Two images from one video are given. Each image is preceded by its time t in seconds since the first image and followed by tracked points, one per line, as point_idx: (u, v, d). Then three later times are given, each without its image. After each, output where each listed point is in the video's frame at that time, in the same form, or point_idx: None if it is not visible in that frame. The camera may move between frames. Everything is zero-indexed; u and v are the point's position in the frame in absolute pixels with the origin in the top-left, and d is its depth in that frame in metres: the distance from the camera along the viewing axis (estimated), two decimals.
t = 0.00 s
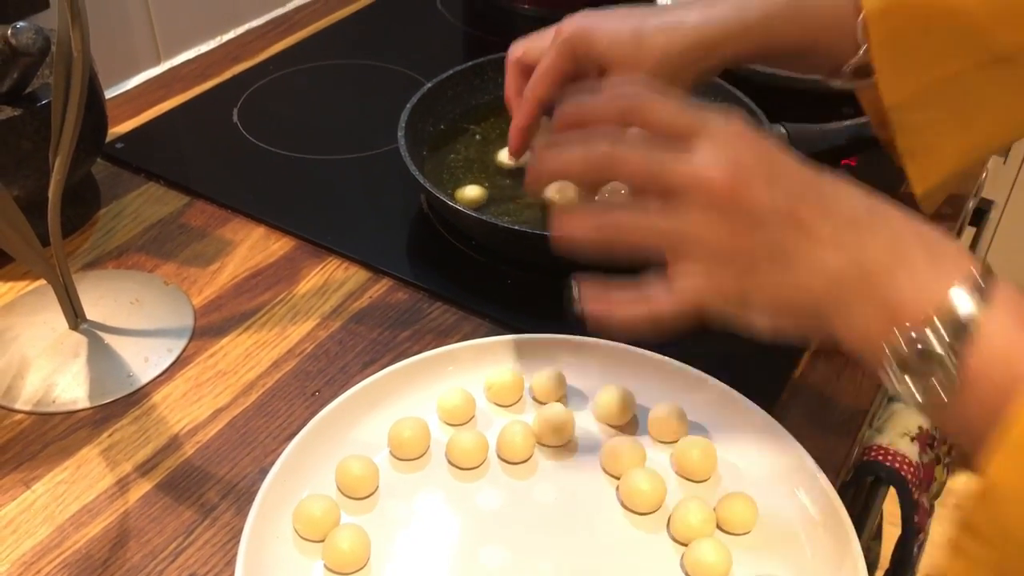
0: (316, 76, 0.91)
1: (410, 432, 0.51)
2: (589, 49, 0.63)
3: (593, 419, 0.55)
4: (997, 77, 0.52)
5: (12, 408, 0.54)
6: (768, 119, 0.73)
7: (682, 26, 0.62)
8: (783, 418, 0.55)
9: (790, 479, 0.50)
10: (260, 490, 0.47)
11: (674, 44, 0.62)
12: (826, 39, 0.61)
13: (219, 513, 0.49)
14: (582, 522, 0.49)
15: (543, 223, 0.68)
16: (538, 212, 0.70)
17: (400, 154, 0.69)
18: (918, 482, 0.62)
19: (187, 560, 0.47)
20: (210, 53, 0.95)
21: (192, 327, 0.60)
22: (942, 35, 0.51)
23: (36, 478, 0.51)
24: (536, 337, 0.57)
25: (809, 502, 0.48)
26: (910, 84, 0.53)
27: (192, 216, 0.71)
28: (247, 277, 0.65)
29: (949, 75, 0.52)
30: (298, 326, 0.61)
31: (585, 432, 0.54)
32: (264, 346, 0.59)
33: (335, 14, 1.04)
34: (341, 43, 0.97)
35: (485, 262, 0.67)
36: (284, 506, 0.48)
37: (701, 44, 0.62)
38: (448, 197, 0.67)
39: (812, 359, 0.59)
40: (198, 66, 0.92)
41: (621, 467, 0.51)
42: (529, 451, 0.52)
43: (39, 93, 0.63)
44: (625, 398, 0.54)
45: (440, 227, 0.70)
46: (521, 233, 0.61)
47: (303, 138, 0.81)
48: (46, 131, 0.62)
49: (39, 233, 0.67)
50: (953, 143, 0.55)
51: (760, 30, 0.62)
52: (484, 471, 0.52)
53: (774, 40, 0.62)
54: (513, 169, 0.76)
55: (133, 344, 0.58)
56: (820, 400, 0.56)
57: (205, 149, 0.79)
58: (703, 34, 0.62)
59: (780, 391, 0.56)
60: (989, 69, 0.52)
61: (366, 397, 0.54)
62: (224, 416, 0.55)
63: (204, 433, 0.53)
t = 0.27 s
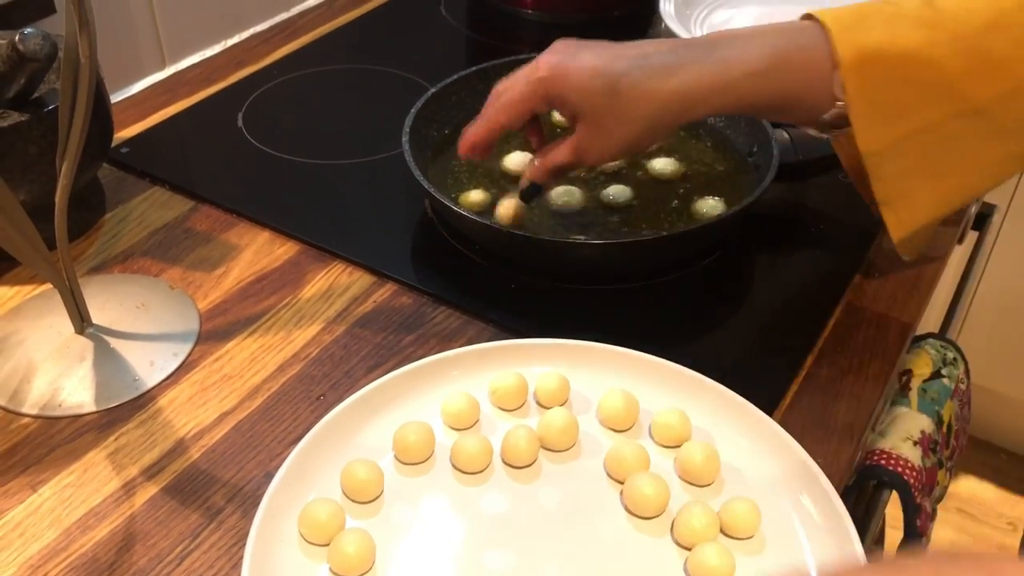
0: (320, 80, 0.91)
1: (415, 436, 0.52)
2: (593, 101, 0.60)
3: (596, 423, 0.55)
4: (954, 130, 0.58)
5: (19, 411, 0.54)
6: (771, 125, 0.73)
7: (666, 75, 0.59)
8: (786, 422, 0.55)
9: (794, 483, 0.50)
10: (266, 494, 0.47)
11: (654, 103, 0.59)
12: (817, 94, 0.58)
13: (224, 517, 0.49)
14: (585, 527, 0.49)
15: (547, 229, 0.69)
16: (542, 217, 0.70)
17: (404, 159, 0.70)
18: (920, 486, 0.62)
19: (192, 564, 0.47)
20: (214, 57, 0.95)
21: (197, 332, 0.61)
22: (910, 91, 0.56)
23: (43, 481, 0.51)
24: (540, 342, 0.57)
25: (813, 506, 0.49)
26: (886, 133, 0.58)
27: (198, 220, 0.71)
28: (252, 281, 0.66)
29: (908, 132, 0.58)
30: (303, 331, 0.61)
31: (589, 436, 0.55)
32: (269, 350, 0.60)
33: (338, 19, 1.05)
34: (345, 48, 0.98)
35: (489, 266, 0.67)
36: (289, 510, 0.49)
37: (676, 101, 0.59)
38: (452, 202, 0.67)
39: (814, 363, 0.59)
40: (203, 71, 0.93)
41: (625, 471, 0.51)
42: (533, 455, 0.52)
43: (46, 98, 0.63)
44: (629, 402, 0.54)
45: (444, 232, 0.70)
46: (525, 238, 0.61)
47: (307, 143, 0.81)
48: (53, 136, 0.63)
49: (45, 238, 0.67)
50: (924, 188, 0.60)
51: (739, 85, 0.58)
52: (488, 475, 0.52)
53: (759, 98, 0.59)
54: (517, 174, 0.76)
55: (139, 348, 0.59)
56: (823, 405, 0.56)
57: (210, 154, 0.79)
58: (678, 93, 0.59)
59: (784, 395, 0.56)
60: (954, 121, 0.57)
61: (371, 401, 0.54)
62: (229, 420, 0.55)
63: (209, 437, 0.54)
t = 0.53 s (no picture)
0: (321, 80, 0.92)
1: (414, 433, 0.52)
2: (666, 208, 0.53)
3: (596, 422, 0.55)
4: None
5: (19, 409, 0.55)
6: (771, 125, 0.73)
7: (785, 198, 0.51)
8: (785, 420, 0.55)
9: (793, 482, 0.50)
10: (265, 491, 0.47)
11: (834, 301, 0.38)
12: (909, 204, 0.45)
13: (224, 514, 0.49)
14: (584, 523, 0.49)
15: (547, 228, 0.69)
16: (542, 216, 0.70)
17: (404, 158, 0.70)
18: (921, 485, 0.62)
19: (192, 561, 0.47)
20: (215, 57, 0.95)
21: (197, 330, 0.61)
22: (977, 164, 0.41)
23: (43, 479, 0.51)
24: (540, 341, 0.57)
25: (812, 504, 0.49)
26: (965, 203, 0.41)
27: (198, 219, 0.71)
28: (252, 280, 0.66)
29: (997, 198, 0.41)
30: (303, 329, 0.61)
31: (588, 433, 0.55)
32: (269, 349, 0.60)
33: (339, 19, 1.05)
34: (346, 47, 0.98)
35: (489, 265, 0.67)
36: (288, 507, 0.49)
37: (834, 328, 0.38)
38: (452, 201, 0.67)
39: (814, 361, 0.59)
40: (203, 70, 0.93)
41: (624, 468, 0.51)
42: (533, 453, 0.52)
43: (46, 97, 0.63)
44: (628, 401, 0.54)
45: (444, 232, 0.70)
46: (525, 236, 0.61)
47: (308, 142, 0.81)
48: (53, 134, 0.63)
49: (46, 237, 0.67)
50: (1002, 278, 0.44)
51: (890, 261, 0.40)
52: (488, 473, 0.52)
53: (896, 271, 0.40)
54: (517, 173, 0.76)
55: (139, 346, 0.59)
56: (822, 403, 0.56)
57: (210, 153, 0.79)
58: (823, 307, 0.38)
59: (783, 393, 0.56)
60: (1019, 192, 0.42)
61: (371, 399, 0.54)
62: (229, 418, 0.55)
63: (209, 435, 0.54)
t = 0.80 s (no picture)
0: (320, 81, 0.92)
1: (413, 434, 0.52)
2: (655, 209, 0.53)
3: (595, 422, 0.55)
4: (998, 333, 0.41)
5: (18, 411, 0.55)
6: (770, 126, 0.74)
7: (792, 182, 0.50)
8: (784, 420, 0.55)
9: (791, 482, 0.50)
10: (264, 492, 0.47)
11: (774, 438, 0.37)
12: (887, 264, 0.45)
13: (222, 515, 0.49)
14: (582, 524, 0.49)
15: (545, 229, 0.69)
16: (541, 217, 0.70)
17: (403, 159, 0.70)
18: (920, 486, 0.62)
19: (190, 562, 0.47)
20: (214, 59, 0.96)
21: (196, 332, 0.61)
22: (959, 286, 0.40)
23: (42, 480, 0.51)
24: (538, 342, 0.57)
25: (810, 504, 0.49)
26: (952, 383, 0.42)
27: (197, 221, 0.71)
28: (251, 281, 0.66)
29: (953, 313, 0.40)
30: (302, 331, 0.61)
31: (586, 434, 0.55)
32: (268, 350, 0.60)
33: (337, 20, 1.05)
34: (345, 49, 0.98)
35: (488, 266, 0.67)
36: (287, 508, 0.49)
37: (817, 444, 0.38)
38: (451, 202, 0.67)
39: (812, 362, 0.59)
40: (203, 72, 0.93)
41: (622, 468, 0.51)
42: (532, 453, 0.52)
43: (45, 99, 0.63)
44: (627, 401, 0.54)
45: (442, 232, 0.70)
46: (523, 238, 0.62)
47: (307, 144, 0.82)
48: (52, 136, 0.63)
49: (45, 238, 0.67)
50: (983, 388, 0.41)
51: (853, 377, 0.39)
52: (487, 473, 0.52)
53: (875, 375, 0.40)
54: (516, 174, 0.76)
55: (138, 348, 0.59)
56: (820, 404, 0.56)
57: (209, 154, 0.79)
58: (784, 461, 0.37)
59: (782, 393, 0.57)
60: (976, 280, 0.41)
61: (369, 400, 0.54)
62: (228, 419, 0.55)
63: (208, 436, 0.54)
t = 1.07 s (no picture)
0: (320, 82, 0.92)
1: (413, 435, 0.52)
2: (642, 137, 0.56)
3: (594, 422, 0.55)
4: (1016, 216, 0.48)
5: (18, 411, 0.55)
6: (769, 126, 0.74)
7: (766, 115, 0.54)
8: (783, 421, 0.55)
9: (790, 482, 0.50)
10: (264, 493, 0.47)
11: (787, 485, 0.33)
12: (925, 143, 0.50)
13: (222, 516, 0.49)
14: (580, 525, 0.49)
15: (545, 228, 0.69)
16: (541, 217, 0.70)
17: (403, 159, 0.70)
18: (919, 484, 0.62)
19: (190, 562, 0.47)
20: (214, 60, 0.96)
21: (196, 332, 0.61)
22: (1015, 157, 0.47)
23: (42, 480, 0.51)
24: (537, 342, 0.58)
25: (809, 504, 0.49)
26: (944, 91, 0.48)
27: (196, 221, 0.71)
28: (251, 282, 0.66)
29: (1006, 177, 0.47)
30: (302, 331, 0.61)
31: (585, 434, 0.55)
32: (268, 350, 0.60)
33: (337, 21, 1.05)
34: (345, 49, 0.98)
35: (488, 266, 0.68)
36: (287, 508, 0.49)
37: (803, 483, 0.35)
38: (450, 203, 0.67)
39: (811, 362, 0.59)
40: (203, 73, 0.93)
41: (621, 468, 0.51)
42: (532, 453, 0.52)
43: (45, 99, 0.63)
44: (626, 401, 0.54)
45: (442, 232, 0.70)
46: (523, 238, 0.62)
47: (307, 144, 0.82)
48: (52, 136, 0.63)
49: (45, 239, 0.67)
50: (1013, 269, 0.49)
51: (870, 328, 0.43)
52: (486, 474, 0.52)
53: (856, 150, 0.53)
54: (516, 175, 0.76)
55: (138, 348, 0.59)
56: (820, 404, 0.56)
57: (208, 155, 0.79)
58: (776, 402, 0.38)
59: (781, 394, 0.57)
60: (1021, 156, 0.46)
61: (369, 400, 0.54)
62: (227, 419, 0.55)
63: (208, 436, 0.54)
